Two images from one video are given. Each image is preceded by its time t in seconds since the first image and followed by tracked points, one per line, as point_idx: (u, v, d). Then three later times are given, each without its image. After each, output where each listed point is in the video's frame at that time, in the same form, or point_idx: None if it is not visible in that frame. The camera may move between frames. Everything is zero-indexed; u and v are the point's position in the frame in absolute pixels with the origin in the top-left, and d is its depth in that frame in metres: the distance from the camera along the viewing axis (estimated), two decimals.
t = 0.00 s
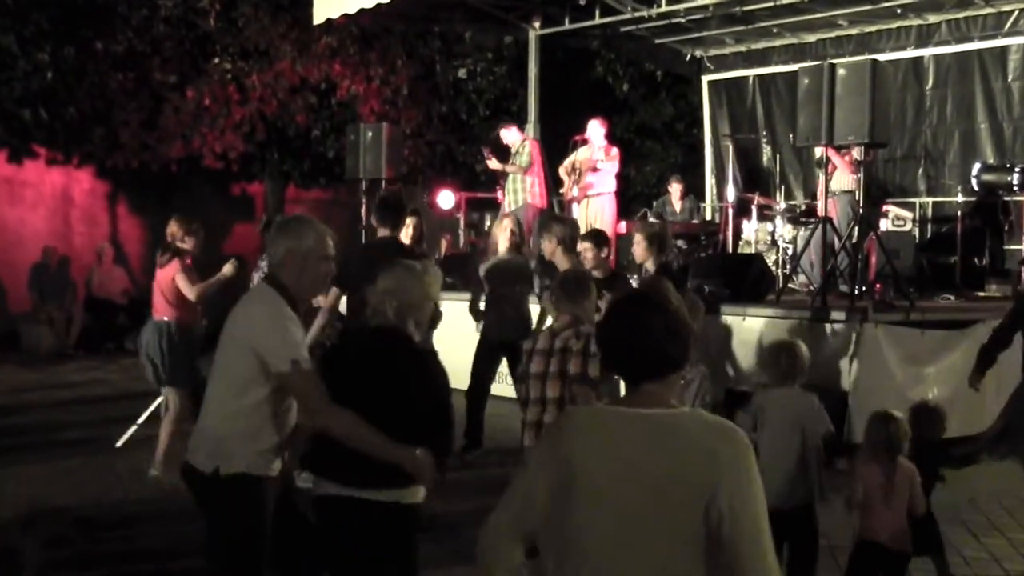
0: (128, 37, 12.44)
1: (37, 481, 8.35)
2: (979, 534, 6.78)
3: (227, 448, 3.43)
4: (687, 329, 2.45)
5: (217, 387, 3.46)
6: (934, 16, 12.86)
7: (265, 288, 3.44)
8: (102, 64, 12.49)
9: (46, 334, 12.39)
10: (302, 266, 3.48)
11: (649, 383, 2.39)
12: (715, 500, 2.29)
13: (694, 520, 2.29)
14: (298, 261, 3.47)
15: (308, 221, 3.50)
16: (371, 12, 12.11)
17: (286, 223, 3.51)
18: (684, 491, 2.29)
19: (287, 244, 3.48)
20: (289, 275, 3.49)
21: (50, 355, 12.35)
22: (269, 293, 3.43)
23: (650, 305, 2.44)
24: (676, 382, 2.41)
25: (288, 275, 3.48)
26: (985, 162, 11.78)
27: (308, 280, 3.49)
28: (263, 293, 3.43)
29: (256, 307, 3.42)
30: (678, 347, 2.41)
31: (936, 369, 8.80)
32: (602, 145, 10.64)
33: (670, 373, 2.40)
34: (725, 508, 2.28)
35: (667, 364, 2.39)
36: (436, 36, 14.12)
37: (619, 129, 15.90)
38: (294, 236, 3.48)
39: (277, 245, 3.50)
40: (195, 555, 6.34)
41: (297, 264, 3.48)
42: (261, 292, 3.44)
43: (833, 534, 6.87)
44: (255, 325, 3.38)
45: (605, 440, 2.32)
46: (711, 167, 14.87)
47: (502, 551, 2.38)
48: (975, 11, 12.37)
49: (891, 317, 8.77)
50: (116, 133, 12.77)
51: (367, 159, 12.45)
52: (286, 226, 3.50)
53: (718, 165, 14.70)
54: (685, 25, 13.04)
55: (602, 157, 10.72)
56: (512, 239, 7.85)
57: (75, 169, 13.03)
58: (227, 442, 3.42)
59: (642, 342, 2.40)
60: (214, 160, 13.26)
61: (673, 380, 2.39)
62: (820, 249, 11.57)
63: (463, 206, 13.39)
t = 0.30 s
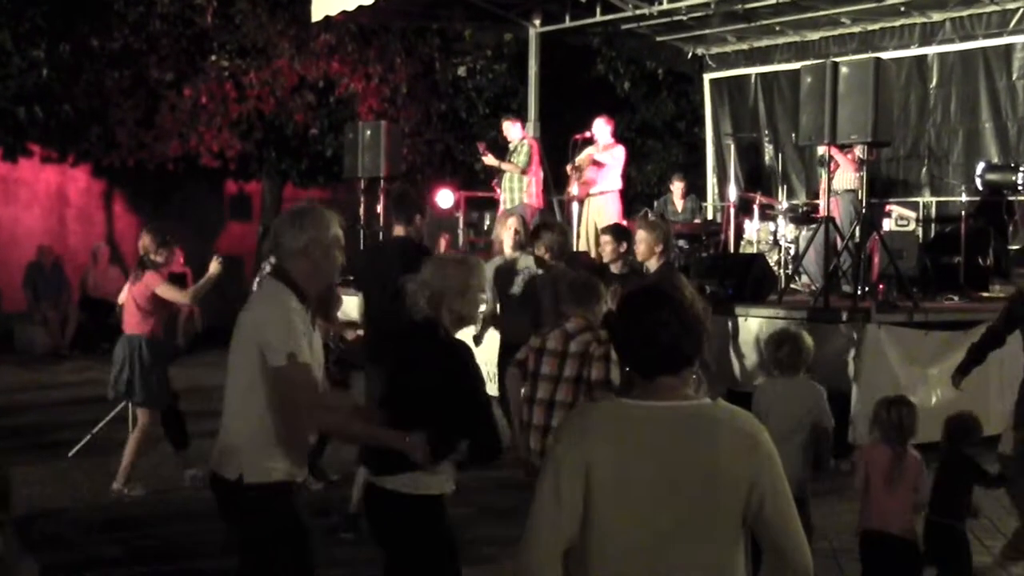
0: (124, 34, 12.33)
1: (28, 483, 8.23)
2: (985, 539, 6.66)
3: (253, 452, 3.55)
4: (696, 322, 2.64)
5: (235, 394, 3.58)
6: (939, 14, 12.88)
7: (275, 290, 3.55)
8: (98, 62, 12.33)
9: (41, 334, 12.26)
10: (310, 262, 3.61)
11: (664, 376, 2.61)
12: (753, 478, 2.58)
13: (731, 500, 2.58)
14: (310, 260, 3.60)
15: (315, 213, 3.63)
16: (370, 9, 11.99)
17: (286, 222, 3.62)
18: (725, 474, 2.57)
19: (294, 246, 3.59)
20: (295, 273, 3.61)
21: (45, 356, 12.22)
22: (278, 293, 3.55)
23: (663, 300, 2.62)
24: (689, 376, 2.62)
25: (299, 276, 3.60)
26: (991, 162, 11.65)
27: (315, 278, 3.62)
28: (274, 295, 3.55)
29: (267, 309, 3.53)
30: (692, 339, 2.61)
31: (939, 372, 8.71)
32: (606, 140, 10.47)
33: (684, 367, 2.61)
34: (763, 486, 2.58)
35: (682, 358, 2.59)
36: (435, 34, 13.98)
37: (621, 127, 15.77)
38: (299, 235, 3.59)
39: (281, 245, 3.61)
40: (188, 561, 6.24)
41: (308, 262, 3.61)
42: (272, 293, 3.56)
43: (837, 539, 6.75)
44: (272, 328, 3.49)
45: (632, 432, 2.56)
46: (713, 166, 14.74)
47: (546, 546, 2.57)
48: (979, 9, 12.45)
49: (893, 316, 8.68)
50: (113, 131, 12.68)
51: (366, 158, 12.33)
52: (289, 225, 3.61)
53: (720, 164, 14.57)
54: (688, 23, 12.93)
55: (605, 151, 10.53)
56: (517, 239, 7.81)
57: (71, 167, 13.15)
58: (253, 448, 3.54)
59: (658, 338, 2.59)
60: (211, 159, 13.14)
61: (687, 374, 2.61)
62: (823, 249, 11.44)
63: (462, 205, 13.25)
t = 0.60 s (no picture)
0: (116, 35, 12.18)
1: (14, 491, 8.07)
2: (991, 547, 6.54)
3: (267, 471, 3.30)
4: (697, 325, 2.50)
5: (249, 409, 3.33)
6: (939, 15, 12.75)
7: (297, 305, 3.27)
8: (89, 62, 12.21)
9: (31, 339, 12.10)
10: (340, 281, 3.34)
11: (665, 381, 2.46)
12: (751, 489, 2.43)
13: (728, 509, 2.43)
14: (341, 278, 3.34)
15: (353, 231, 3.34)
16: (366, 9, 11.84)
17: (318, 235, 3.35)
18: (721, 483, 2.43)
19: (325, 262, 3.33)
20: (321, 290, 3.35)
21: (35, 361, 12.07)
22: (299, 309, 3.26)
23: (665, 304, 2.48)
24: (688, 380, 2.49)
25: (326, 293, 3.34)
26: (992, 165, 11.55)
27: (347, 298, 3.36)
28: (297, 309, 3.28)
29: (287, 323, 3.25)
30: (693, 342, 2.47)
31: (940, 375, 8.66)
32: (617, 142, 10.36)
33: (684, 372, 2.46)
34: (762, 493, 2.44)
35: (682, 362, 2.45)
36: (431, 34, 13.83)
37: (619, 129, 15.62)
38: (330, 251, 3.32)
39: (315, 260, 3.35)
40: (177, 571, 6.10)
41: (338, 280, 3.34)
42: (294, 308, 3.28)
43: (839, 548, 6.62)
44: (290, 344, 3.19)
45: (626, 438, 2.43)
46: (712, 168, 14.60)
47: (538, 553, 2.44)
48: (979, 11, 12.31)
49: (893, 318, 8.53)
50: (105, 133, 12.54)
51: (361, 160, 12.19)
52: (320, 239, 3.34)
53: (719, 167, 14.44)
54: (687, 24, 12.79)
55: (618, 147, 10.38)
56: (512, 241, 7.74)
57: (62, 169, 13.04)
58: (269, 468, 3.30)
59: (658, 342, 2.44)
60: (204, 160, 12.98)
61: (688, 379, 2.47)
62: (823, 252, 11.31)
63: (458, 208, 13.11)
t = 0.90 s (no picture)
0: (107, 37, 12.09)
1: None
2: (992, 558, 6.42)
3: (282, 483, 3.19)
4: (684, 333, 2.46)
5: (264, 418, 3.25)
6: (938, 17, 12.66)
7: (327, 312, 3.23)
8: (81, 63, 12.22)
9: (21, 343, 11.98)
10: (365, 290, 3.30)
11: (645, 394, 2.40)
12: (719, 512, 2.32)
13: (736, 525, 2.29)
14: (364, 286, 3.29)
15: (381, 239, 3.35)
16: (360, 11, 11.74)
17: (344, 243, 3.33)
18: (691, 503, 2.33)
19: (349, 271, 3.30)
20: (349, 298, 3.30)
21: (25, 366, 11.95)
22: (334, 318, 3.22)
23: (648, 312, 2.43)
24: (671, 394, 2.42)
25: (354, 301, 3.30)
26: (990, 168, 11.45)
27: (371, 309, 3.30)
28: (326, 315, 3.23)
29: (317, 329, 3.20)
30: (677, 352, 2.41)
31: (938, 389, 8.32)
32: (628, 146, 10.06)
33: (665, 385, 2.40)
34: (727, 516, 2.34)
35: (669, 373, 2.40)
36: (426, 37, 13.72)
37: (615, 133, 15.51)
38: (357, 258, 3.29)
39: (337, 267, 3.34)
40: None
41: (366, 289, 3.29)
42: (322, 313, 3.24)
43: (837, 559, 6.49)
44: (317, 347, 3.15)
45: (589, 449, 2.37)
46: (709, 172, 14.49)
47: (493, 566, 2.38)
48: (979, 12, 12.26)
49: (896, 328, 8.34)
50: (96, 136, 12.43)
51: (355, 163, 12.08)
52: (346, 246, 3.32)
53: (716, 170, 14.32)
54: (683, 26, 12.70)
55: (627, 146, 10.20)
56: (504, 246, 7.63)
57: (52, 172, 12.90)
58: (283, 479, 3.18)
59: (642, 351, 2.39)
60: (196, 163, 12.87)
61: (668, 391, 2.40)
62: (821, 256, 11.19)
63: (453, 212, 12.99)
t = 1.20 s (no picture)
0: (100, 41, 11.97)
1: None
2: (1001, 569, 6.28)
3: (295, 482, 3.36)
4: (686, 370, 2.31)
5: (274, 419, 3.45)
6: (939, 22, 12.57)
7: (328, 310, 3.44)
8: (73, 68, 11.96)
9: (11, 352, 11.78)
10: (356, 290, 3.51)
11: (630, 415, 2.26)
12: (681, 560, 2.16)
13: None
14: (355, 287, 3.51)
15: (370, 239, 3.52)
16: (356, 16, 11.64)
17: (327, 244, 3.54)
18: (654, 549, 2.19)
19: (338, 270, 3.49)
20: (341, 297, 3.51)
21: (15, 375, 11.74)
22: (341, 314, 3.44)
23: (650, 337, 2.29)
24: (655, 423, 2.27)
25: (346, 298, 3.50)
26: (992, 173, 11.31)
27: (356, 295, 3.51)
28: (325, 312, 3.44)
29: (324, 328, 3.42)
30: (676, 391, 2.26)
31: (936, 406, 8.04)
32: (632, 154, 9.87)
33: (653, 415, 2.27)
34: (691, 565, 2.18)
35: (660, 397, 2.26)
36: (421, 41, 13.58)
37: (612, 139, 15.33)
38: (347, 259, 3.48)
39: (330, 267, 3.50)
40: None
41: (358, 287, 3.51)
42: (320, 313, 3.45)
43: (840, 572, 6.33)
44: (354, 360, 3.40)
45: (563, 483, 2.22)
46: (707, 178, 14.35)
47: None
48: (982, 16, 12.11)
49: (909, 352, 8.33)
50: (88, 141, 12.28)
51: (350, 169, 11.93)
52: (328, 248, 3.53)
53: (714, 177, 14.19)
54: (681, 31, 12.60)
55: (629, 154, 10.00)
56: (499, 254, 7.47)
57: (44, 178, 12.69)
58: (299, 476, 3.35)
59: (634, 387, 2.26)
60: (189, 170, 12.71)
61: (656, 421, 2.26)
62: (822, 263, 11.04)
63: (449, 219, 12.84)
